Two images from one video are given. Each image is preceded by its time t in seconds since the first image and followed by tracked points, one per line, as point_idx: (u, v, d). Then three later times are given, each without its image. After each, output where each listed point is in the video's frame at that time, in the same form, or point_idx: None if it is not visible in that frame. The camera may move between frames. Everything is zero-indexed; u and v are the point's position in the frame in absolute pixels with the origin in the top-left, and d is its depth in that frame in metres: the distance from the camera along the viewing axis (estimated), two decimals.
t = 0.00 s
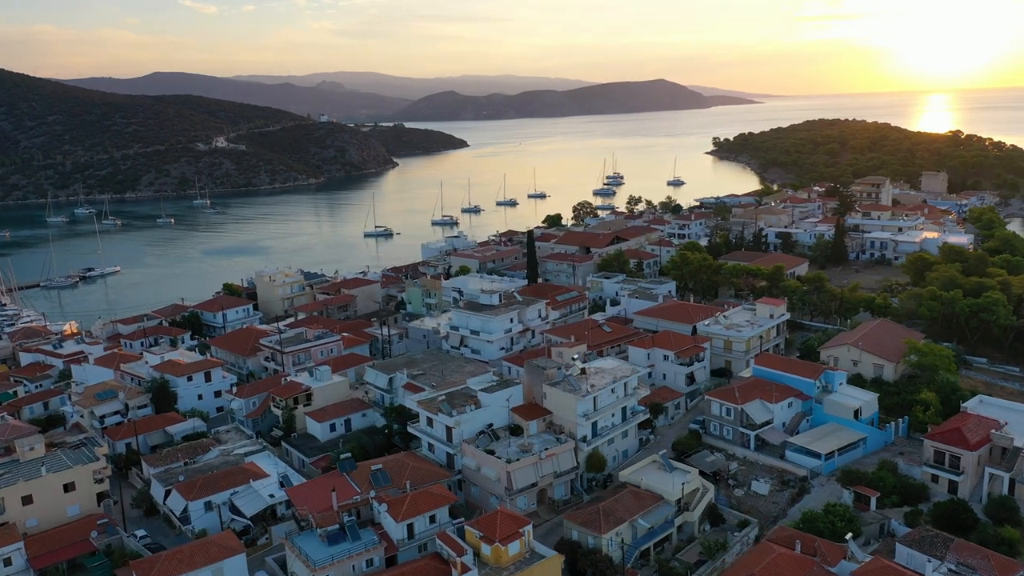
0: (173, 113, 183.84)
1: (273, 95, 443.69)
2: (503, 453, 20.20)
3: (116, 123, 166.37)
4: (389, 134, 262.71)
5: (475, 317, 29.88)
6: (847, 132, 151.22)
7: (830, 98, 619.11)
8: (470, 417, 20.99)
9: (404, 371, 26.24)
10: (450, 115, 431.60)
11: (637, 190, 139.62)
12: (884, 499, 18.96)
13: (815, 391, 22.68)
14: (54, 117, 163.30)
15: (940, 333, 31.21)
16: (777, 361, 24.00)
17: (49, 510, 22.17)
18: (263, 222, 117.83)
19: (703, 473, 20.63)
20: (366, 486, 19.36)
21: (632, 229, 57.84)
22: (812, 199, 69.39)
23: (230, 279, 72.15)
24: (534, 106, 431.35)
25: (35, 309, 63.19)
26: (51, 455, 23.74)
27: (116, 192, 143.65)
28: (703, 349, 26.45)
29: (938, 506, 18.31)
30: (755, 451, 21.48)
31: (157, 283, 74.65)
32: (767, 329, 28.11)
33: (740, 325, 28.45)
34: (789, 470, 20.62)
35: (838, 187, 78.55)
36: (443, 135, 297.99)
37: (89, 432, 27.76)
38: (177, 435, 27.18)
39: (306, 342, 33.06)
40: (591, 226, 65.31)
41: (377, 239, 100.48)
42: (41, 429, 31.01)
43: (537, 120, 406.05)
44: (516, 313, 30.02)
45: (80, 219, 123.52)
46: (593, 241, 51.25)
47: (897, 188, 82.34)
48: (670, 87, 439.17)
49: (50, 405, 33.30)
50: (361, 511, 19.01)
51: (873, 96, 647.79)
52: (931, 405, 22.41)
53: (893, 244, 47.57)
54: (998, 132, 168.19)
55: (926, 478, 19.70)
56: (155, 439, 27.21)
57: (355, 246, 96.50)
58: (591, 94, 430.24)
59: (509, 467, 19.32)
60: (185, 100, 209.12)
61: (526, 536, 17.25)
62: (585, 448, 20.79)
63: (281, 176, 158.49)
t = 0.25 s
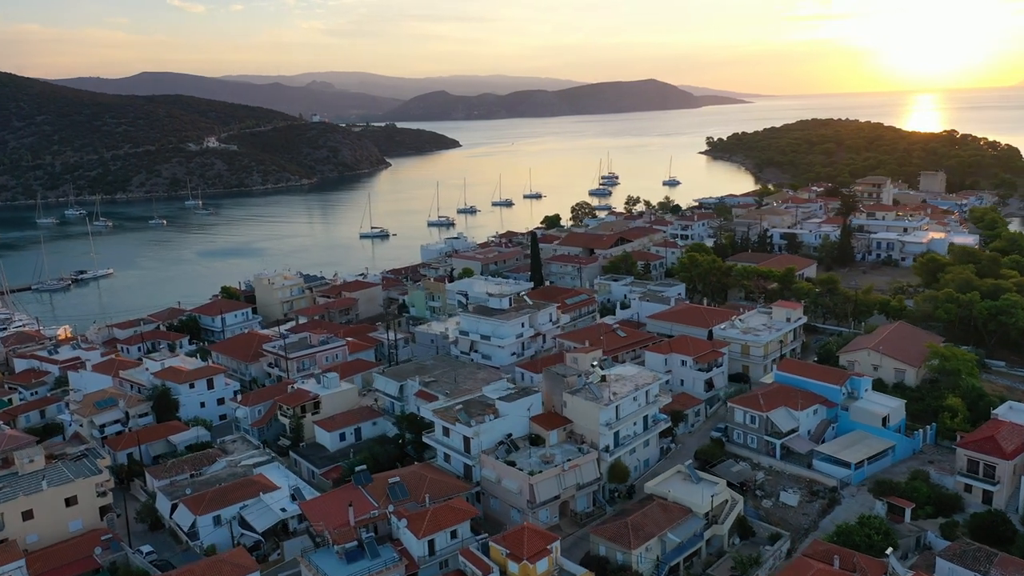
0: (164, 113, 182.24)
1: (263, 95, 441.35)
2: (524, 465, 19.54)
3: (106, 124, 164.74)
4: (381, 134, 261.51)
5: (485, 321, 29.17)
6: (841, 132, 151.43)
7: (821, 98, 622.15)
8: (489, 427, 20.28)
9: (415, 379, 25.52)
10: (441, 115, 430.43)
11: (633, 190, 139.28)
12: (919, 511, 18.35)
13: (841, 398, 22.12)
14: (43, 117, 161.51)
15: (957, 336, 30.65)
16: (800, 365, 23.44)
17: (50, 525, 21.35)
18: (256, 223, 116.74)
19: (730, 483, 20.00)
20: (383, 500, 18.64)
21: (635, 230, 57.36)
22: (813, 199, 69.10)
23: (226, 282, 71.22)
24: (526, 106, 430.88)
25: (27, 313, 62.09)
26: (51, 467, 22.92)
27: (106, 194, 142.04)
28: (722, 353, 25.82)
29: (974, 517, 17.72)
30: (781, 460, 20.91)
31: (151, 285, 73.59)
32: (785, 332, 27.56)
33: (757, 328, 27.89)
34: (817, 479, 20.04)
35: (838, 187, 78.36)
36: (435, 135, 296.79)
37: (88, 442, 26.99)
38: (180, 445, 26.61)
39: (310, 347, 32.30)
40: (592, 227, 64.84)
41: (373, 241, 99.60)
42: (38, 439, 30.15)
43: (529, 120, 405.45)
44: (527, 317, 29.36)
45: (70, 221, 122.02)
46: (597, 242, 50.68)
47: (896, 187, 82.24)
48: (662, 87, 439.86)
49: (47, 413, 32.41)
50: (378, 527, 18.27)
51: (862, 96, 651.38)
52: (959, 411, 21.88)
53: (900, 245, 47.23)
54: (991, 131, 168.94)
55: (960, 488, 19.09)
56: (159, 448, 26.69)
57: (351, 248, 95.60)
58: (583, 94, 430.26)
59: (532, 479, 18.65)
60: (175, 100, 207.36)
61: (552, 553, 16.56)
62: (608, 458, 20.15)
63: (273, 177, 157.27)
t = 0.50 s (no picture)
0: (154, 112, 180.61)
1: (253, 95, 438.99)
2: (546, 477, 18.85)
3: (95, 124, 163.07)
4: (372, 133, 260.30)
5: (496, 326, 28.52)
6: (835, 132, 151.71)
7: (811, 97, 624.57)
8: (510, 437, 19.64)
9: (427, 386, 24.83)
10: (433, 115, 429.34)
11: (628, 190, 139.00)
12: (954, 522, 17.80)
13: (867, 405, 21.60)
14: (32, 117, 159.71)
15: (974, 339, 30.16)
16: (823, 372, 22.91)
17: (52, 540, 20.55)
18: (249, 224, 115.67)
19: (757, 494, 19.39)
20: (402, 515, 17.94)
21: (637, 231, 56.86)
22: (813, 200, 68.83)
23: (221, 285, 70.31)
24: (518, 106, 430.45)
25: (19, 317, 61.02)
26: (51, 480, 22.09)
27: (97, 195, 140.53)
28: (740, 359, 25.27)
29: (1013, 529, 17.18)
30: (808, 469, 20.34)
31: (145, 287, 72.58)
32: (803, 336, 27.03)
33: (774, 332, 27.37)
34: (847, 490, 19.47)
35: (837, 187, 78.19)
36: (427, 135, 295.79)
37: (88, 452, 26.20)
38: (184, 455, 25.87)
39: (315, 353, 31.61)
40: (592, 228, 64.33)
41: (369, 242, 98.74)
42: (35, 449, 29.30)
43: (521, 120, 404.95)
44: (538, 322, 28.73)
45: (61, 222, 120.57)
46: (600, 243, 50.13)
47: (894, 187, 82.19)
48: (654, 88, 440.46)
49: (43, 422, 31.56)
50: (397, 543, 17.59)
51: (852, 96, 654.41)
52: (987, 417, 21.47)
53: (906, 245, 46.90)
54: (983, 131, 169.73)
55: (994, 498, 18.58)
56: (161, 458, 25.91)
57: (347, 249, 94.78)
58: (575, 94, 430.09)
59: (556, 492, 17.95)
60: (166, 100, 205.57)
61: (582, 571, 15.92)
62: (632, 469, 19.50)
63: (265, 178, 156.12)
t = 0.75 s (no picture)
0: (144, 112, 178.95)
1: (244, 95, 436.63)
2: (571, 490, 18.23)
3: (85, 125, 161.41)
4: (364, 134, 259.11)
5: (508, 331, 27.89)
6: (829, 132, 152.01)
7: (802, 97, 627.14)
8: (531, 448, 18.99)
9: (440, 394, 24.16)
10: (424, 115, 428.15)
11: (624, 191, 138.72)
12: (992, 534, 17.26)
13: (895, 412, 21.09)
14: (20, 117, 157.88)
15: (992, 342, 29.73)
16: (848, 378, 22.40)
17: (54, 558, 19.75)
18: (243, 226, 114.62)
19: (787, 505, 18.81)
20: (422, 531, 17.27)
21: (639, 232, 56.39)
22: (813, 200, 68.54)
23: (216, 288, 69.41)
24: (510, 106, 429.94)
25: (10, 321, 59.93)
26: (52, 495, 21.28)
27: (87, 196, 138.98)
28: (760, 364, 24.71)
29: None
30: (837, 479, 19.81)
31: (139, 290, 71.55)
32: (821, 340, 26.52)
33: (792, 337, 26.83)
34: (878, 500, 18.93)
35: (836, 188, 78.06)
36: (419, 135, 294.82)
37: (89, 464, 25.37)
38: (188, 466, 25.05)
39: (321, 359, 30.89)
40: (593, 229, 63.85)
41: (365, 244, 97.86)
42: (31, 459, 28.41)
43: (513, 120, 404.39)
44: (551, 327, 28.11)
45: (51, 224, 119.09)
46: (604, 245, 49.69)
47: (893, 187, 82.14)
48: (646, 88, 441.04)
49: (40, 431, 30.63)
50: (418, 560, 16.91)
51: (842, 96, 657.62)
52: (1017, 423, 21.01)
53: (912, 246, 46.62)
54: (975, 131, 170.53)
55: None
56: (165, 469, 25.07)
57: (343, 250, 93.95)
58: (567, 94, 429.96)
59: (583, 506, 17.31)
60: (155, 100, 203.69)
61: None
62: (657, 480, 18.92)
63: (258, 179, 154.96)
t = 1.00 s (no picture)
0: (133, 113, 177.12)
1: (233, 95, 433.93)
2: (597, 503, 17.58)
3: (74, 126, 159.54)
4: (355, 134, 257.67)
5: (520, 336, 27.23)
6: (823, 131, 152.14)
7: (792, 97, 629.65)
8: (555, 460, 18.32)
9: (453, 403, 23.49)
10: (415, 115, 426.63)
11: (619, 191, 138.29)
12: None
13: (925, 419, 20.58)
14: (7, 118, 155.87)
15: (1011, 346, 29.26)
16: (873, 384, 21.88)
17: None
18: (235, 227, 113.43)
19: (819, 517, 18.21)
20: (445, 548, 16.56)
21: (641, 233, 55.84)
22: (814, 200, 68.21)
23: (211, 291, 68.41)
24: (501, 106, 429.15)
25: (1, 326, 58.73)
26: (53, 510, 20.48)
27: (76, 198, 137.26)
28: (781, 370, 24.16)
29: None
30: (867, 489, 19.27)
31: (131, 293, 70.40)
32: (840, 344, 25.97)
33: (810, 341, 26.29)
34: (911, 512, 18.38)
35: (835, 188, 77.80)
36: (411, 135, 293.56)
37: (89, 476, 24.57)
38: (191, 478, 24.31)
39: (326, 365, 30.16)
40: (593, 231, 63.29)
41: (361, 245, 96.97)
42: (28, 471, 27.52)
43: (504, 120, 403.67)
44: (563, 332, 27.48)
45: (40, 226, 117.48)
46: (608, 247, 49.19)
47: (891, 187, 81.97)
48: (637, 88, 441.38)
49: (36, 441, 29.73)
50: None
51: (831, 96, 660.54)
52: None
53: (919, 247, 46.27)
54: (967, 131, 171.16)
55: None
56: (168, 481, 24.33)
57: (338, 252, 93.03)
58: (558, 93, 429.53)
59: (611, 521, 16.66)
60: (144, 100, 201.71)
61: None
62: (685, 492, 18.30)
63: (249, 179, 153.62)
